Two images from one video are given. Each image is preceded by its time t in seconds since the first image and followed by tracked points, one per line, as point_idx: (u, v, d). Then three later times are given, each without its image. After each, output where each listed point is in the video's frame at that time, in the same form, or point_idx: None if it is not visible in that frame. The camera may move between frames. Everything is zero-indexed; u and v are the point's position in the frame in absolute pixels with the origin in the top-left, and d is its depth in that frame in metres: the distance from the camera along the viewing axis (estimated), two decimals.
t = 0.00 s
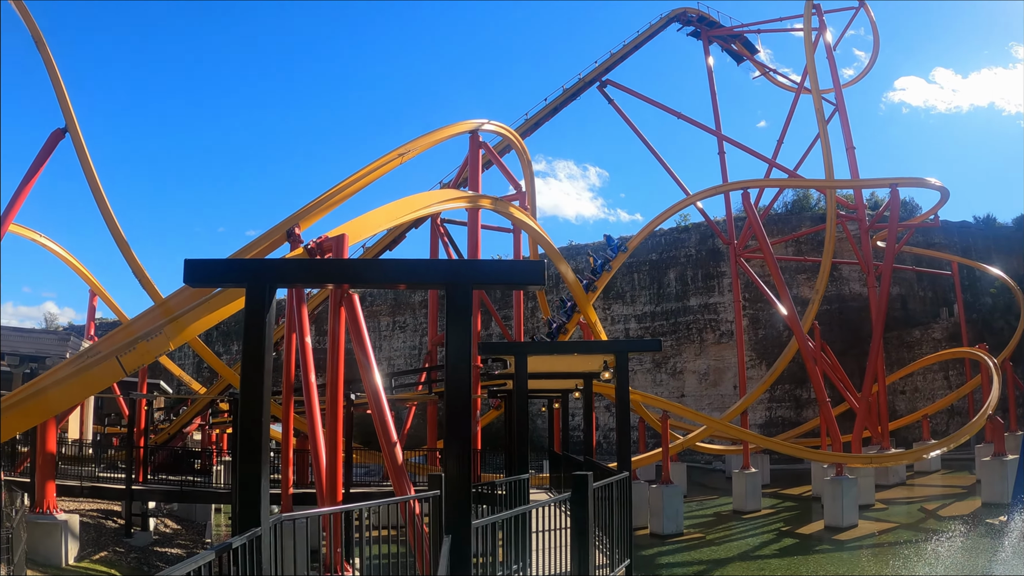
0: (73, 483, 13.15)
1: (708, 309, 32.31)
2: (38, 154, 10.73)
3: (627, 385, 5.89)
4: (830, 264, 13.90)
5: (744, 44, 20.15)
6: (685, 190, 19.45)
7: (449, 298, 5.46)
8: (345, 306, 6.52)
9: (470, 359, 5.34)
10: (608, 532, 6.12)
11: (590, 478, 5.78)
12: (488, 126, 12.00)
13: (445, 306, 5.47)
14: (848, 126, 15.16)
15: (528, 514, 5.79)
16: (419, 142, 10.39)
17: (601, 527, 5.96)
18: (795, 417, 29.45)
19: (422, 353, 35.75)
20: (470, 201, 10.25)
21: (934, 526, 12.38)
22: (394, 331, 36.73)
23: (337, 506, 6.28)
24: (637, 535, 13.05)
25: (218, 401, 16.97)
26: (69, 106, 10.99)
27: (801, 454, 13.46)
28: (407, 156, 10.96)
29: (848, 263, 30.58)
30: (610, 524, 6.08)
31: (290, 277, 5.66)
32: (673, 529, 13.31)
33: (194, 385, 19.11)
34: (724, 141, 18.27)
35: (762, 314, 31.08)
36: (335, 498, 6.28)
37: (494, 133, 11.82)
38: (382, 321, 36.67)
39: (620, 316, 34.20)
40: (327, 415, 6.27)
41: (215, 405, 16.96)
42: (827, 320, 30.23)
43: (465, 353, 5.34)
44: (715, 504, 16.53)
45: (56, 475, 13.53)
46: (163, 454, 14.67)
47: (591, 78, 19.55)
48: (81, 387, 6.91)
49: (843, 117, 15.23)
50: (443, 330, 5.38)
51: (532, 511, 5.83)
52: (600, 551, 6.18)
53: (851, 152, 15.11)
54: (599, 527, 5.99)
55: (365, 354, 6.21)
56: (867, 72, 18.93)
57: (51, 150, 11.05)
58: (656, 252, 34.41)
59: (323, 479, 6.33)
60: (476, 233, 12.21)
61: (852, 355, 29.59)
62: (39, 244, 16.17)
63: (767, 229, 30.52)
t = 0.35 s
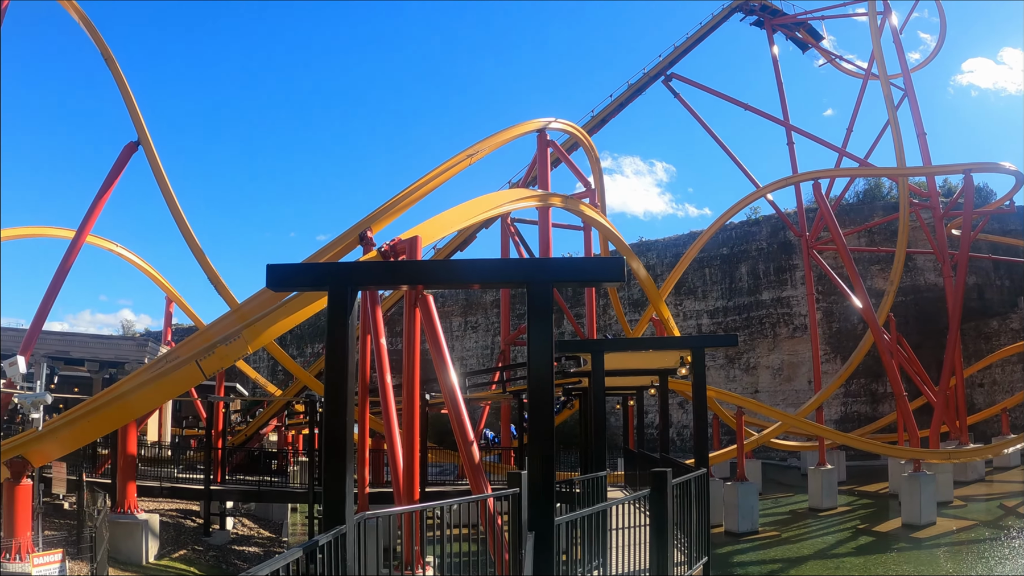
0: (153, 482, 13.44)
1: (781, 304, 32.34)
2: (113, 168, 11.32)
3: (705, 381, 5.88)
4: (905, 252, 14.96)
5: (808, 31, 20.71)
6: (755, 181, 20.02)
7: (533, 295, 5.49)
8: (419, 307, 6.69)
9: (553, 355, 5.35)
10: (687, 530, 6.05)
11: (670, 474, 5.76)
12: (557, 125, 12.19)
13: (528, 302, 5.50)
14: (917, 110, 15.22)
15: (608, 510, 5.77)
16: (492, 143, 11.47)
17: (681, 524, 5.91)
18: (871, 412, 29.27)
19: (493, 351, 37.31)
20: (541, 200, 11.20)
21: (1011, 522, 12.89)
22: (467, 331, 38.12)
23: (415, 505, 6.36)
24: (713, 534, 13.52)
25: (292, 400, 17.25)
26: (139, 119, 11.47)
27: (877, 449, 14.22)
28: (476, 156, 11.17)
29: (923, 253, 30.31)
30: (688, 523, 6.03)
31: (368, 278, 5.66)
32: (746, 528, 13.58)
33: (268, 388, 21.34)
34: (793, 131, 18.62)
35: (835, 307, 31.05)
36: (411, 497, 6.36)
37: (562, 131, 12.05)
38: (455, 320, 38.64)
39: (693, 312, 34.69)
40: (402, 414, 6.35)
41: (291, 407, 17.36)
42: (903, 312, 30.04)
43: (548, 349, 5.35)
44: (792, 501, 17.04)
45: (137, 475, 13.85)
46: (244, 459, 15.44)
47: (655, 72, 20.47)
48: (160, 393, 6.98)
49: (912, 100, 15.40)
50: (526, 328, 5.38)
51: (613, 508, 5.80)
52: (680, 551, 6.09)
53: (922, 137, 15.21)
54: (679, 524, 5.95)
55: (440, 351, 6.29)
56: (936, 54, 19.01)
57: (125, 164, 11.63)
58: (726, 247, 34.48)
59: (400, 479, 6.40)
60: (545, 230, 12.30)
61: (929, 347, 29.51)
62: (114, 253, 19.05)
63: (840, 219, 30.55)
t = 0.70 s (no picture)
0: (233, 488, 14.64)
1: (858, 298, 32.43)
2: (190, 181, 12.11)
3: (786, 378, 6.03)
4: (982, 245, 16.20)
5: (875, 17, 20.99)
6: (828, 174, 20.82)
7: (620, 297, 5.66)
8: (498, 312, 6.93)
9: (641, 356, 5.48)
10: (772, 534, 6.11)
11: (756, 475, 5.85)
12: (624, 124, 12.62)
13: (615, 304, 5.67)
14: (988, 95, 14.95)
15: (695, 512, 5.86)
16: (561, 145, 11.71)
17: (767, 527, 5.98)
18: (952, 408, 29.15)
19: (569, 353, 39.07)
20: (614, 199, 11.74)
21: None
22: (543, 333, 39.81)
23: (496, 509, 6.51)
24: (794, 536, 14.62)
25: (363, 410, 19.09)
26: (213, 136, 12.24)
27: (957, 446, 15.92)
28: (547, 158, 11.65)
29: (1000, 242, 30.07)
30: (773, 526, 6.08)
31: (447, 284, 5.84)
32: (826, 529, 14.66)
33: (347, 395, 22.54)
34: (864, 120, 19.35)
35: (912, 301, 31.00)
36: (492, 501, 6.51)
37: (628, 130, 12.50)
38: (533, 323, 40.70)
39: (768, 309, 35.44)
40: (482, 419, 6.51)
41: (365, 412, 18.96)
42: (982, 303, 29.81)
43: (636, 350, 5.49)
44: (870, 502, 18.38)
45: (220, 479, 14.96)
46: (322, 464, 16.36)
47: (722, 66, 21.15)
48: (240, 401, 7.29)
49: (984, 84, 15.12)
50: (614, 328, 5.55)
51: (700, 509, 5.89)
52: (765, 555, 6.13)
53: (997, 121, 15.00)
54: (765, 527, 6.02)
55: (519, 355, 6.50)
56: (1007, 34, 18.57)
57: (200, 177, 12.38)
58: (800, 241, 34.97)
59: (480, 485, 6.53)
60: (618, 229, 12.36)
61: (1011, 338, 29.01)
62: (194, 263, 21.39)
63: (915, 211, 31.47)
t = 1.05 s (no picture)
0: (310, 494, 14.89)
1: (934, 292, 32.30)
2: (262, 197, 12.76)
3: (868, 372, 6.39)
4: None
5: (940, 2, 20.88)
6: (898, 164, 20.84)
7: (703, 301, 5.77)
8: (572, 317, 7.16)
9: (725, 360, 5.57)
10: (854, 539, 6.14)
11: (838, 478, 5.87)
12: (691, 123, 12.88)
13: (699, 309, 5.77)
14: None
15: (780, 517, 5.92)
16: (630, 145, 11.89)
17: (849, 529, 6.03)
18: None
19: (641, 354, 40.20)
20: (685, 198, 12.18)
21: None
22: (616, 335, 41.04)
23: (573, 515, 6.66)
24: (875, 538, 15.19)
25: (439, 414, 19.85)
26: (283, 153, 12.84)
27: None
28: (617, 159, 11.90)
29: None
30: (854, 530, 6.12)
31: (523, 291, 6.00)
32: (906, 530, 15.07)
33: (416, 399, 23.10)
34: (933, 108, 19.39)
35: (990, 293, 30.80)
36: (570, 508, 6.67)
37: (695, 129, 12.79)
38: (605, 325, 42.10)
39: (843, 305, 35.40)
40: (557, 425, 6.68)
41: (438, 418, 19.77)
42: None
43: (721, 354, 5.58)
44: (951, 502, 18.95)
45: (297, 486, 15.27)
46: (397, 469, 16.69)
47: (786, 58, 21.15)
48: (316, 411, 8.81)
49: None
50: (698, 331, 5.67)
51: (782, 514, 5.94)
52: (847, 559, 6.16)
53: None
54: (847, 530, 6.05)
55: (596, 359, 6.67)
56: None
57: (270, 192, 13.05)
58: (874, 235, 35.02)
59: (558, 490, 6.71)
60: (692, 229, 12.91)
61: None
62: (268, 275, 22.46)
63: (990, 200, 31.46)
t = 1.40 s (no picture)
0: (384, 499, 15.20)
1: (1009, 283, 31.83)
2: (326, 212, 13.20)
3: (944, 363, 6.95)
4: None
5: None
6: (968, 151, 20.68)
7: (781, 298, 5.85)
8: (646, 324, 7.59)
9: (804, 357, 5.63)
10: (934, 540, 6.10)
11: (920, 479, 5.83)
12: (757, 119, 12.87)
13: (777, 305, 5.88)
14: None
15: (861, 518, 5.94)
16: (696, 144, 11.93)
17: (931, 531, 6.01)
18: None
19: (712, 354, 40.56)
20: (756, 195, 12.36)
21: None
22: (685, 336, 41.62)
23: (650, 517, 7.07)
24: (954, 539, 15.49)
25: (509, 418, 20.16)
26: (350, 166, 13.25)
27: None
28: (684, 158, 11.95)
29: None
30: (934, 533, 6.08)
31: (595, 297, 6.11)
32: (986, 529, 15.49)
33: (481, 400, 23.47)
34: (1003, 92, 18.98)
35: None
36: (645, 511, 7.09)
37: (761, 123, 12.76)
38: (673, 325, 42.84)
39: (916, 298, 35.21)
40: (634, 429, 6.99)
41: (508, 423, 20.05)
42: None
43: (800, 350, 5.67)
44: None
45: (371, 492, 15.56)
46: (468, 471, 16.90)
47: (849, 48, 20.98)
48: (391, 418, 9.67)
49: None
50: (778, 329, 5.78)
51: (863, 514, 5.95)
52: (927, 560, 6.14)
53: None
54: (928, 531, 6.03)
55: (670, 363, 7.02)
56: None
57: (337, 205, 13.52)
58: (946, 226, 34.67)
59: (633, 493, 7.13)
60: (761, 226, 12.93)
61: None
62: (340, 284, 23.14)
63: None
